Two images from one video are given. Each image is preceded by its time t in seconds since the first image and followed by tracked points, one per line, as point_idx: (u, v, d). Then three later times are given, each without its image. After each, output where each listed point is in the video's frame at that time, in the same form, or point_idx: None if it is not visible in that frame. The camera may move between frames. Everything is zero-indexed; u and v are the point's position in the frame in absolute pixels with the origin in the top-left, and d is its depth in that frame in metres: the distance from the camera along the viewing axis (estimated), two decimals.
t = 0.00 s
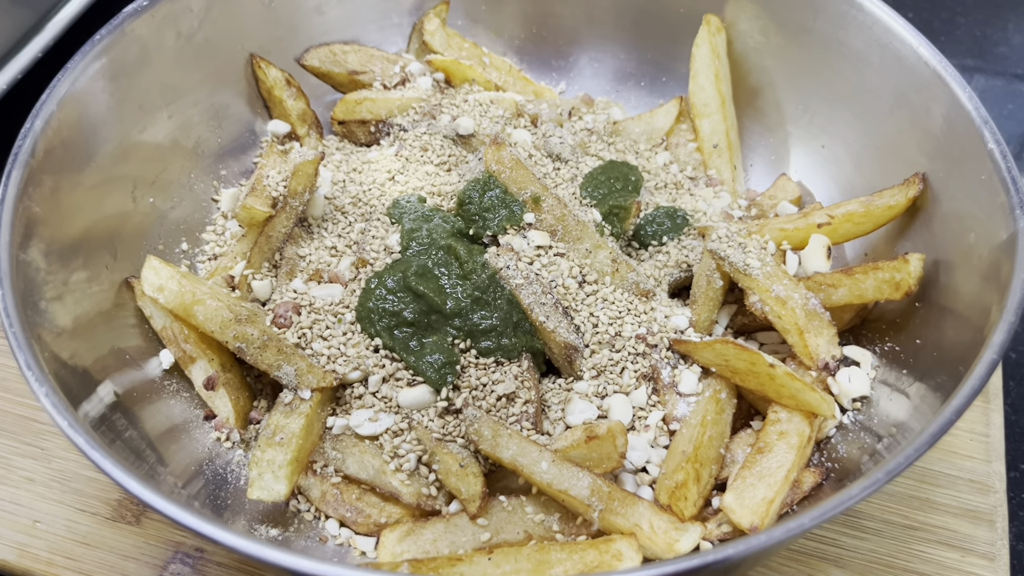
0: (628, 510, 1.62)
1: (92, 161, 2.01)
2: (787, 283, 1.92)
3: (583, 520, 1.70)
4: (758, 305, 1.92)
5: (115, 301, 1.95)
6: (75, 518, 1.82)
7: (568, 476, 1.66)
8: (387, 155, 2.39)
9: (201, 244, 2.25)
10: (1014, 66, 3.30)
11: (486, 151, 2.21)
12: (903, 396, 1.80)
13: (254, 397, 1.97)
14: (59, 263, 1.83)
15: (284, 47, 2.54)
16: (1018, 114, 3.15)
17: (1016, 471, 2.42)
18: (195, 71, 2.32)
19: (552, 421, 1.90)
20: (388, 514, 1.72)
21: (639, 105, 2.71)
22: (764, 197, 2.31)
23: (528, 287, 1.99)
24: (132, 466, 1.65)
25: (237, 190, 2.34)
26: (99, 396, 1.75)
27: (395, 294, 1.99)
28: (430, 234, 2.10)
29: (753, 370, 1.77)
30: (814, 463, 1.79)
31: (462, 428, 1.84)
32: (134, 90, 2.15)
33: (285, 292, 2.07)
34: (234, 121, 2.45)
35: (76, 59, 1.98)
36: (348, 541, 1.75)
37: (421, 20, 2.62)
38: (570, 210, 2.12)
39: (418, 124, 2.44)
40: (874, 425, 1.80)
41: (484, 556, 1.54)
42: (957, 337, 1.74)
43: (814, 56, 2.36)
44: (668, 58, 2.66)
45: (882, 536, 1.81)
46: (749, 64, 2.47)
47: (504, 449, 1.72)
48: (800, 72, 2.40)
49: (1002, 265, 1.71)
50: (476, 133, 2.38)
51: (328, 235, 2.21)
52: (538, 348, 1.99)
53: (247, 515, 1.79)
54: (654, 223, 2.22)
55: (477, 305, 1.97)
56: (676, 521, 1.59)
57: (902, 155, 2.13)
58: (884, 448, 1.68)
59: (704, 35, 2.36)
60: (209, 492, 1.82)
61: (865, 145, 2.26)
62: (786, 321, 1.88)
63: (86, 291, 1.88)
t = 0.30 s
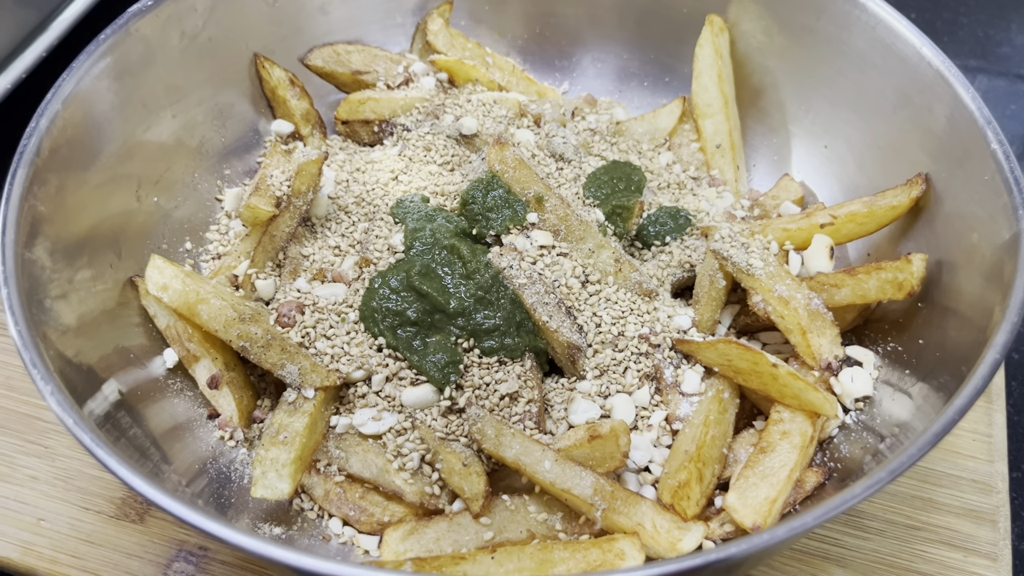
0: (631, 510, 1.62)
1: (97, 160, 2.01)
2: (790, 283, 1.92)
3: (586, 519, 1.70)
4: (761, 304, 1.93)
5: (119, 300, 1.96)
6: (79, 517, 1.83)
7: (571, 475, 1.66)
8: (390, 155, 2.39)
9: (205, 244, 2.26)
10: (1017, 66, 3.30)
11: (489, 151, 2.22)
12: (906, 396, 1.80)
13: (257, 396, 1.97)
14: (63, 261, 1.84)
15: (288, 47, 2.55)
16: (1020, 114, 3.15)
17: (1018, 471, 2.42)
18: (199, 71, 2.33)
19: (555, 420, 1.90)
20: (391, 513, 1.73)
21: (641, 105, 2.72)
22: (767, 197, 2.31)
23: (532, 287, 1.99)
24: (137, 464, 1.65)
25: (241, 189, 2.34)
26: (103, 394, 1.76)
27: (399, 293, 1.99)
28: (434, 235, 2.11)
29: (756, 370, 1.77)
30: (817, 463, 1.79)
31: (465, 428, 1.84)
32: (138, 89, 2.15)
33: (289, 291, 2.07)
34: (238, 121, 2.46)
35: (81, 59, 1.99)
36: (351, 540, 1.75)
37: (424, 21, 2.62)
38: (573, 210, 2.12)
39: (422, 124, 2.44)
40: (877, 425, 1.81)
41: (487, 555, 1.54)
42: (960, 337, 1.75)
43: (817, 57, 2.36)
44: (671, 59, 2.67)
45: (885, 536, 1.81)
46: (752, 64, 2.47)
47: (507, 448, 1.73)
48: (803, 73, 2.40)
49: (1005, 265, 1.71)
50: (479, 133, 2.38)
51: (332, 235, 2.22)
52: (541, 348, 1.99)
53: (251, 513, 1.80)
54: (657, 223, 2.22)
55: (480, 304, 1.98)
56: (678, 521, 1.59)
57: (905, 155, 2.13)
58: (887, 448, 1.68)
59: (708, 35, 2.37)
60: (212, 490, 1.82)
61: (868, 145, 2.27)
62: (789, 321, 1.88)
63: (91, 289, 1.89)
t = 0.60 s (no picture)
0: (636, 509, 1.62)
1: (103, 160, 2.02)
2: (794, 282, 1.93)
3: (591, 518, 1.71)
4: (766, 304, 1.93)
5: (125, 299, 1.96)
6: (85, 515, 1.84)
7: (576, 474, 1.67)
8: (395, 155, 2.40)
9: (210, 243, 2.27)
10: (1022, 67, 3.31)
11: (494, 150, 2.22)
12: (911, 395, 1.80)
13: (263, 395, 1.98)
14: (71, 259, 1.85)
15: (293, 47, 2.55)
16: None
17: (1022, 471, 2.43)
18: (205, 71, 2.34)
19: (559, 419, 1.90)
20: (396, 511, 1.73)
21: (646, 105, 2.72)
22: (771, 197, 2.32)
23: (537, 286, 2.00)
24: (143, 461, 1.66)
25: (246, 189, 2.36)
26: (110, 392, 1.77)
27: (405, 292, 2.00)
28: (439, 233, 2.11)
29: (761, 369, 1.77)
30: (822, 462, 1.79)
31: (470, 426, 1.84)
32: (145, 89, 2.16)
33: (294, 290, 2.08)
34: (243, 121, 2.46)
35: (88, 58, 1.99)
36: (357, 538, 1.76)
37: (429, 21, 2.63)
38: (578, 209, 2.13)
39: (426, 124, 2.45)
40: (882, 425, 1.81)
41: (493, 553, 1.55)
42: (965, 337, 1.75)
43: (822, 57, 2.36)
44: (675, 59, 2.67)
45: (889, 535, 1.81)
46: (756, 65, 2.48)
47: (512, 447, 1.73)
48: (807, 73, 2.41)
49: (1010, 265, 1.71)
50: (484, 133, 2.39)
51: (337, 234, 2.22)
52: (547, 347, 2.00)
53: (257, 512, 1.81)
54: (662, 223, 2.23)
55: (485, 303, 1.98)
56: (683, 519, 1.60)
57: (910, 155, 2.14)
58: (892, 448, 1.69)
59: (712, 36, 2.37)
60: (218, 489, 1.83)
61: (873, 145, 2.27)
62: (794, 321, 1.88)
63: (98, 288, 1.90)
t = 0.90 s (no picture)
0: (640, 512, 1.62)
1: (107, 162, 2.02)
2: (799, 285, 1.92)
3: (595, 521, 1.70)
4: (770, 306, 1.93)
5: (129, 301, 1.96)
6: (88, 518, 1.84)
7: (581, 477, 1.66)
8: (398, 157, 2.40)
9: (214, 245, 2.27)
10: None
11: (498, 152, 2.22)
12: (916, 399, 1.80)
13: (267, 397, 1.98)
14: (75, 261, 1.85)
15: (296, 49, 2.55)
16: None
17: None
18: (209, 72, 2.34)
19: (563, 422, 1.90)
20: (400, 514, 1.73)
21: (649, 107, 2.72)
22: (775, 199, 2.31)
23: (541, 288, 2.00)
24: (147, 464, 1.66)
25: (250, 191, 2.36)
26: (114, 394, 1.77)
27: (408, 294, 2.00)
28: (443, 235, 2.11)
29: (765, 372, 1.77)
30: (826, 466, 1.79)
31: (474, 429, 1.84)
32: (149, 91, 2.16)
33: (298, 293, 2.08)
34: (247, 123, 2.46)
35: (93, 60, 1.99)
36: (360, 541, 1.76)
37: (432, 23, 2.63)
38: (582, 212, 2.13)
39: (430, 126, 2.45)
40: (887, 428, 1.81)
41: (497, 557, 1.54)
42: (971, 340, 1.74)
43: (826, 58, 2.36)
44: (678, 61, 2.67)
45: (894, 539, 1.81)
46: (760, 67, 2.47)
47: (516, 450, 1.73)
48: (811, 75, 2.40)
49: (1016, 268, 1.71)
50: (487, 135, 2.39)
51: (340, 236, 2.22)
52: (551, 349, 2.00)
53: (260, 514, 1.80)
54: (666, 225, 2.22)
55: (489, 306, 1.98)
56: (688, 523, 1.60)
57: (914, 157, 2.13)
58: (897, 451, 1.68)
59: (716, 38, 2.37)
60: (222, 491, 1.83)
61: (877, 147, 2.27)
62: (798, 323, 1.88)
63: (102, 291, 1.90)
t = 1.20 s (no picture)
0: (642, 513, 1.61)
1: (108, 163, 2.02)
2: (802, 286, 1.92)
3: (597, 523, 1.70)
4: (772, 307, 1.92)
5: (130, 302, 1.96)
6: (89, 519, 1.83)
7: (583, 478, 1.66)
8: (400, 157, 2.39)
9: (215, 245, 2.26)
10: None
11: (499, 153, 2.22)
12: (919, 400, 1.80)
13: (268, 398, 1.97)
14: (76, 262, 1.85)
15: (297, 49, 2.55)
16: None
17: None
18: (210, 73, 2.33)
19: (566, 423, 1.90)
20: (402, 516, 1.73)
21: (651, 108, 2.71)
22: (777, 200, 2.31)
23: (543, 289, 1.99)
24: (148, 465, 1.66)
25: (251, 191, 2.36)
26: (115, 395, 1.77)
27: (410, 295, 1.99)
28: (445, 236, 2.10)
29: (768, 373, 1.77)
30: (829, 467, 1.78)
31: (476, 430, 1.84)
32: (149, 92, 2.16)
33: (299, 293, 2.08)
34: (247, 123, 2.46)
35: (93, 61, 1.99)
36: (362, 543, 1.76)
37: (434, 23, 2.63)
38: (584, 212, 2.12)
39: (431, 126, 2.45)
40: (890, 429, 1.80)
41: (499, 558, 1.54)
42: (974, 341, 1.74)
43: (828, 59, 2.35)
44: (680, 61, 2.66)
45: (897, 540, 1.80)
46: (762, 67, 2.47)
47: (518, 451, 1.72)
48: (814, 75, 2.40)
49: (1019, 269, 1.70)
50: (489, 135, 2.38)
51: (342, 237, 2.22)
52: (552, 351, 1.99)
53: (262, 516, 1.80)
54: (668, 226, 2.22)
55: (491, 307, 1.98)
56: (690, 524, 1.59)
57: (917, 158, 2.13)
58: (900, 453, 1.68)
59: (718, 38, 2.36)
60: (223, 493, 1.83)
61: (880, 148, 2.26)
62: (800, 324, 1.88)
63: (103, 291, 1.89)
